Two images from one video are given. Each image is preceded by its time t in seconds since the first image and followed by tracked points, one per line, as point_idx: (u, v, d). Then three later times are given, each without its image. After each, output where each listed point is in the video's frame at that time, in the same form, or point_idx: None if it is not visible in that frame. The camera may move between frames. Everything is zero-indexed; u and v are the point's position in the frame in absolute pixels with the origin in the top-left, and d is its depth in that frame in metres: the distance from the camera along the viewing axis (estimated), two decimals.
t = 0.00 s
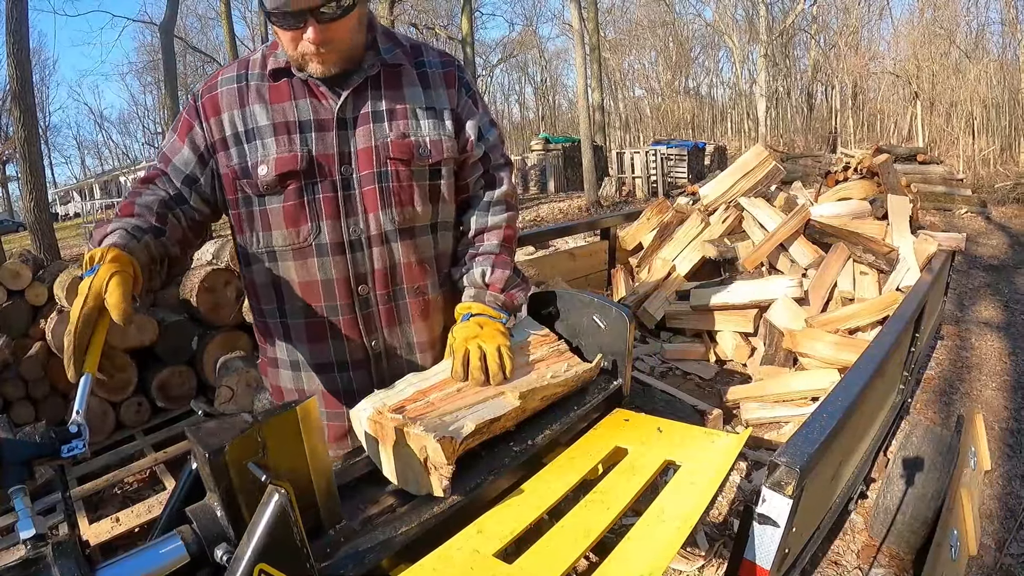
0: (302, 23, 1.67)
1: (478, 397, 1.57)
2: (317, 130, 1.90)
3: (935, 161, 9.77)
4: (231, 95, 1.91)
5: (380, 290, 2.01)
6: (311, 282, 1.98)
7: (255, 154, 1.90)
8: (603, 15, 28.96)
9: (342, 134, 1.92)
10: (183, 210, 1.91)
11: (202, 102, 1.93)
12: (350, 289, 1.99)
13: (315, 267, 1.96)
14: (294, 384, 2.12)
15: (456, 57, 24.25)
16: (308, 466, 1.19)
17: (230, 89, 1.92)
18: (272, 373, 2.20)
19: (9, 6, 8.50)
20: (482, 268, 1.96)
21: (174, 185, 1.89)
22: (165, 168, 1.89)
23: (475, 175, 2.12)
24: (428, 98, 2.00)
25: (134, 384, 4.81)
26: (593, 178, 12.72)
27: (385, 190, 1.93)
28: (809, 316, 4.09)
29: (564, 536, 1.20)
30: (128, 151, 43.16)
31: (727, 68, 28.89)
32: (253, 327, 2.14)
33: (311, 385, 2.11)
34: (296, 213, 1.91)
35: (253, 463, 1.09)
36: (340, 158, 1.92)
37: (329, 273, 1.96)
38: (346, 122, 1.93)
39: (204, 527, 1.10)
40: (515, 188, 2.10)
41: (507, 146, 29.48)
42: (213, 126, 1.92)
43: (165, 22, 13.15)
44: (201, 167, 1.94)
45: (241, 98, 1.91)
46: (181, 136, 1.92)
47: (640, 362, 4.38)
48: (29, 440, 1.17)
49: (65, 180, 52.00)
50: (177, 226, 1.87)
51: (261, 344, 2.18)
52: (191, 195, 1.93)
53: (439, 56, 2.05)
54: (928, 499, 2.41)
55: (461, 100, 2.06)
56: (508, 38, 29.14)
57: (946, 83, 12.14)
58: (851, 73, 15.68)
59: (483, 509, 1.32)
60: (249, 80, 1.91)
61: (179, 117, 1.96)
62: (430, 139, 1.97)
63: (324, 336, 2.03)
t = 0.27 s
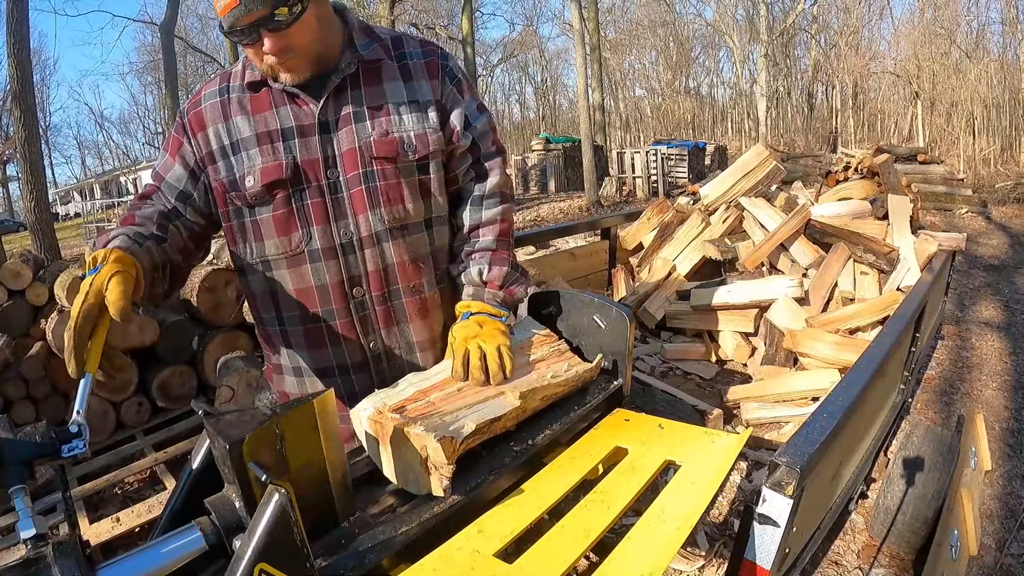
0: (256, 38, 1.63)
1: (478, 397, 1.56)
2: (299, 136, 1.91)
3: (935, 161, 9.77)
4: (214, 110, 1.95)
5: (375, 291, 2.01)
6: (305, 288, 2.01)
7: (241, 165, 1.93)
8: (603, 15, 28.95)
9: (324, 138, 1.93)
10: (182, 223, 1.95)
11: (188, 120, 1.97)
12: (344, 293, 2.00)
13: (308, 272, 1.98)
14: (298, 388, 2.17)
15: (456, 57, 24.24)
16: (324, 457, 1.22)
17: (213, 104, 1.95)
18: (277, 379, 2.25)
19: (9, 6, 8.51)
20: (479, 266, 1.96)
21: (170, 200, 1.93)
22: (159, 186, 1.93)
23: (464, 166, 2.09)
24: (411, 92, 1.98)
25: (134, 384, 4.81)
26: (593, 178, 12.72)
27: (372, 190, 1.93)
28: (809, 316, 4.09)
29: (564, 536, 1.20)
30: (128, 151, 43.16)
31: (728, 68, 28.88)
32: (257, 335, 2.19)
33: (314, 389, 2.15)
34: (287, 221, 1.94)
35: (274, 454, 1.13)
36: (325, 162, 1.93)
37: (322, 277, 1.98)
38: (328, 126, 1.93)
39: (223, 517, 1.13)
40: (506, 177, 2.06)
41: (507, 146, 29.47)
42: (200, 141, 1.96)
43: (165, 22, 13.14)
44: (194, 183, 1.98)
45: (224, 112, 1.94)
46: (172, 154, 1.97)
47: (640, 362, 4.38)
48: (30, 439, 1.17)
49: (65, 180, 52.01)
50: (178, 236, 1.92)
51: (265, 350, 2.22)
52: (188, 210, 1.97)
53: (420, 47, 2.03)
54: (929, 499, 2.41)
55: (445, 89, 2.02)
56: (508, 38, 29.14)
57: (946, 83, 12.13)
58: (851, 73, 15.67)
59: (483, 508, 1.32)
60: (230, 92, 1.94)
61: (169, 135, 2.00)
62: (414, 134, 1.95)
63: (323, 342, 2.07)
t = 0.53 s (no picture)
0: (231, 49, 1.62)
1: (478, 397, 1.56)
2: (284, 140, 1.92)
3: (936, 161, 9.77)
4: (202, 121, 1.97)
5: (367, 292, 2.02)
6: (299, 292, 2.03)
7: (230, 174, 1.95)
8: (604, 15, 28.93)
9: (309, 141, 1.93)
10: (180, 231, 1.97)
11: (177, 131, 1.99)
12: (337, 294, 2.02)
13: (301, 276, 2.01)
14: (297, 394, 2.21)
15: (457, 57, 24.24)
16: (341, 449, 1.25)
17: (201, 114, 1.97)
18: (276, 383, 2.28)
19: (9, 6, 8.51)
20: (475, 261, 1.92)
21: (166, 209, 1.95)
22: (153, 196, 1.96)
23: (455, 159, 2.04)
24: (394, 88, 1.96)
25: (135, 384, 4.82)
26: (594, 178, 12.71)
27: (360, 190, 1.93)
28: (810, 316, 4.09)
29: (564, 535, 1.20)
30: (128, 150, 43.17)
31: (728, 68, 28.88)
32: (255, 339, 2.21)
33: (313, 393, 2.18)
34: (277, 226, 1.97)
35: (290, 445, 1.14)
36: (311, 165, 1.93)
37: (316, 280, 2.00)
38: (312, 128, 1.93)
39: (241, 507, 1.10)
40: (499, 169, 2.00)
41: (507, 146, 29.46)
42: (190, 152, 1.98)
43: (166, 21, 13.14)
44: (188, 193, 2.00)
45: (212, 122, 1.96)
46: (164, 166, 1.99)
47: (640, 362, 4.38)
48: (30, 440, 1.17)
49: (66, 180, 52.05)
50: (178, 242, 1.94)
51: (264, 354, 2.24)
52: (184, 218, 1.99)
53: (403, 40, 2.00)
54: (929, 499, 2.41)
55: (431, 82, 1.97)
56: (508, 38, 29.14)
57: (947, 83, 12.13)
58: (851, 73, 15.67)
59: (482, 508, 1.32)
60: (216, 102, 1.96)
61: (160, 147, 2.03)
62: (399, 130, 1.93)
63: (318, 345, 2.09)
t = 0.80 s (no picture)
0: (225, 52, 1.64)
1: (477, 397, 1.57)
2: (279, 141, 1.92)
3: (935, 161, 9.77)
4: (196, 122, 1.97)
5: (363, 293, 2.02)
6: (295, 293, 2.03)
7: (224, 175, 1.95)
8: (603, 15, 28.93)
9: (304, 142, 1.93)
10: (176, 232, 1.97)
11: (172, 132, 1.99)
12: (332, 295, 2.02)
13: (296, 277, 2.01)
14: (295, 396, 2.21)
15: (456, 57, 24.23)
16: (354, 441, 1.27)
17: (195, 116, 1.97)
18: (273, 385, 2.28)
19: (8, 6, 8.50)
20: (473, 261, 1.92)
21: (163, 211, 1.95)
22: (150, 198, 1.95)
23: (450, 159, 2.04)
24: (388, 88, 1.96)
25: (134, 384, 4.81)
26: (593, 178, 12.72)
27: (354, 191, 1.93)
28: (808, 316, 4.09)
29: (564, 536, 1.20)
30: (127, 151, 43.13)
31: (728, 68, 28.89)
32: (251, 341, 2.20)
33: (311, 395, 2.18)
34: (273, 228, 1.97)
35: (304, 439, 1.15)
36: (306, 166, 1.93)
37: (312, 282, 2.00)
38: (307, 129, 1.93)
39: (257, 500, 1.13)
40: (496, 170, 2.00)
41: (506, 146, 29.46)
42: (185, 154, 1.98)
43: (165, 22, 13.13)
44: (184, 195, 2.00)
45: (206, 123, 1.96)
46: (160, 168, 1.99)
47: (640, 362, 4.39)
48: (30, 440, 1.17)
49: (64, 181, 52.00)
50: (176, 243, 1.94)
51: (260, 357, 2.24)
52: (180, 220, 1.99)
53: (398, 41, 2.01)
54: (929, 498, 2.41)
55: (425, 82, 1.97)
56: (507, 38, 29.15)
57: (946, 83, 12.14)
58: (850, 73, 15.67)
59: (481, 508, 1.32)
60: (211, 103, 1.96)
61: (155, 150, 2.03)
62: (393, 130, 1.93)
63: (314, 347, 2.09)
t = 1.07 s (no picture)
0: (232, 51, 1.62)
1: (478, 396, 1.56)
2: (282, 142, 1.92)
3: (935, 161, 9.77)
4: (199, 122, 1.97)
5: (364, 294, 2.02)
6: (297, 294, 2.03)
7: (227, 175, 1.95)
8: (603, 14, 28.91)
9: (307, 143, 1.93)
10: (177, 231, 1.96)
11: (174, 131, 1.99)
12: (334, 295, 2.02)
13: (298, 278, 2.01)
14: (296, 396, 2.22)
15: (456, 57, 24.22)
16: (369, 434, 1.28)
17: (198, 115, 1.97)
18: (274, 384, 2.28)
19: (9, 6, 8.50)
20: (476, 262, 1.92)
21: (164, 210, 1.95)
22: (151, 197, 1.95)
23: (454, 160, 2.04)
24: (392, 89, 1.95)
25: (134, 384, 4.82)
26: (594, 178, 12.72)
27: (357, 192, 1.93)
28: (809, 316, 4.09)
29: (564, 536, 1.20)
30: (128, 150, 43.16)
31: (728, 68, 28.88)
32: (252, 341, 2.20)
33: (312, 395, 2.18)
34: (275, 228, 1.97)
35: (325, 432, 1.15)
36: (309, 167, 1.94)
37: (314, 282, 2.00)
38: (310, 130, 1.93)
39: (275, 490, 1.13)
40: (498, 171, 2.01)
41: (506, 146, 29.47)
42: (187, 153, 1.98)
43: (165, 22, 13.13)
44: (185, 194, 2.00)
45: (209, 123, 1.96)
46: (161, 167, 1.99)
47: (640, 362, 4.38)
48: (31, 440, 1.17)
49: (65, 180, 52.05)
50: (177, 242, 1.94)
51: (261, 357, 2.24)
52: (181, 220, 1.99)
53: (401, 42, 2.02)
54: (929, 499, 2.41)
55: (429, 85, 1.98)
56: (508, 38, 29.15)
57: (946, 83, 12.14)
58: (851, 73, 15.66)
59: (481, 508, 1.32)
60: (213, 103, 1.96)
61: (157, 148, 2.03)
62: (397, 131, 1.93)
63: (315, 347, 2.09)
